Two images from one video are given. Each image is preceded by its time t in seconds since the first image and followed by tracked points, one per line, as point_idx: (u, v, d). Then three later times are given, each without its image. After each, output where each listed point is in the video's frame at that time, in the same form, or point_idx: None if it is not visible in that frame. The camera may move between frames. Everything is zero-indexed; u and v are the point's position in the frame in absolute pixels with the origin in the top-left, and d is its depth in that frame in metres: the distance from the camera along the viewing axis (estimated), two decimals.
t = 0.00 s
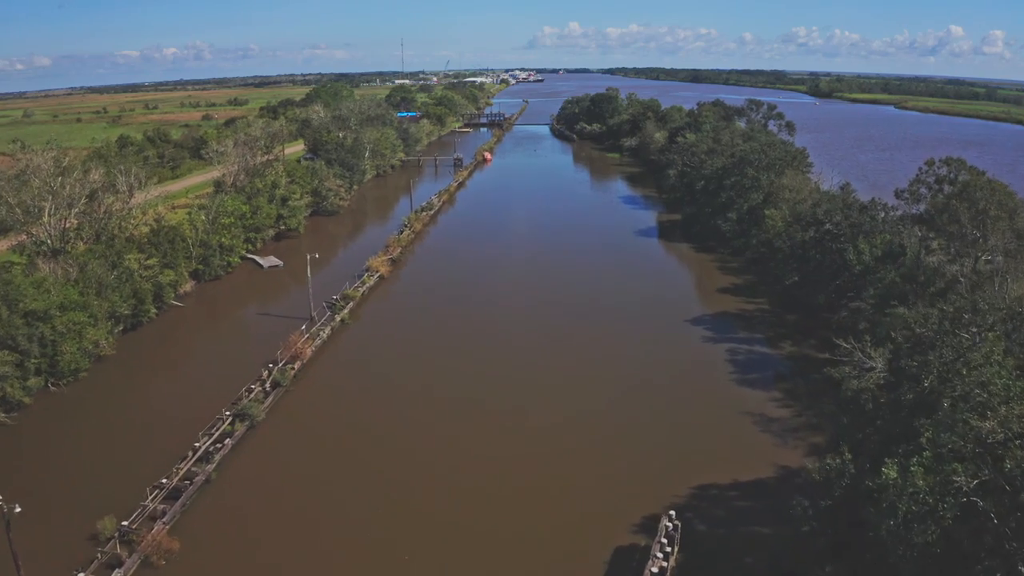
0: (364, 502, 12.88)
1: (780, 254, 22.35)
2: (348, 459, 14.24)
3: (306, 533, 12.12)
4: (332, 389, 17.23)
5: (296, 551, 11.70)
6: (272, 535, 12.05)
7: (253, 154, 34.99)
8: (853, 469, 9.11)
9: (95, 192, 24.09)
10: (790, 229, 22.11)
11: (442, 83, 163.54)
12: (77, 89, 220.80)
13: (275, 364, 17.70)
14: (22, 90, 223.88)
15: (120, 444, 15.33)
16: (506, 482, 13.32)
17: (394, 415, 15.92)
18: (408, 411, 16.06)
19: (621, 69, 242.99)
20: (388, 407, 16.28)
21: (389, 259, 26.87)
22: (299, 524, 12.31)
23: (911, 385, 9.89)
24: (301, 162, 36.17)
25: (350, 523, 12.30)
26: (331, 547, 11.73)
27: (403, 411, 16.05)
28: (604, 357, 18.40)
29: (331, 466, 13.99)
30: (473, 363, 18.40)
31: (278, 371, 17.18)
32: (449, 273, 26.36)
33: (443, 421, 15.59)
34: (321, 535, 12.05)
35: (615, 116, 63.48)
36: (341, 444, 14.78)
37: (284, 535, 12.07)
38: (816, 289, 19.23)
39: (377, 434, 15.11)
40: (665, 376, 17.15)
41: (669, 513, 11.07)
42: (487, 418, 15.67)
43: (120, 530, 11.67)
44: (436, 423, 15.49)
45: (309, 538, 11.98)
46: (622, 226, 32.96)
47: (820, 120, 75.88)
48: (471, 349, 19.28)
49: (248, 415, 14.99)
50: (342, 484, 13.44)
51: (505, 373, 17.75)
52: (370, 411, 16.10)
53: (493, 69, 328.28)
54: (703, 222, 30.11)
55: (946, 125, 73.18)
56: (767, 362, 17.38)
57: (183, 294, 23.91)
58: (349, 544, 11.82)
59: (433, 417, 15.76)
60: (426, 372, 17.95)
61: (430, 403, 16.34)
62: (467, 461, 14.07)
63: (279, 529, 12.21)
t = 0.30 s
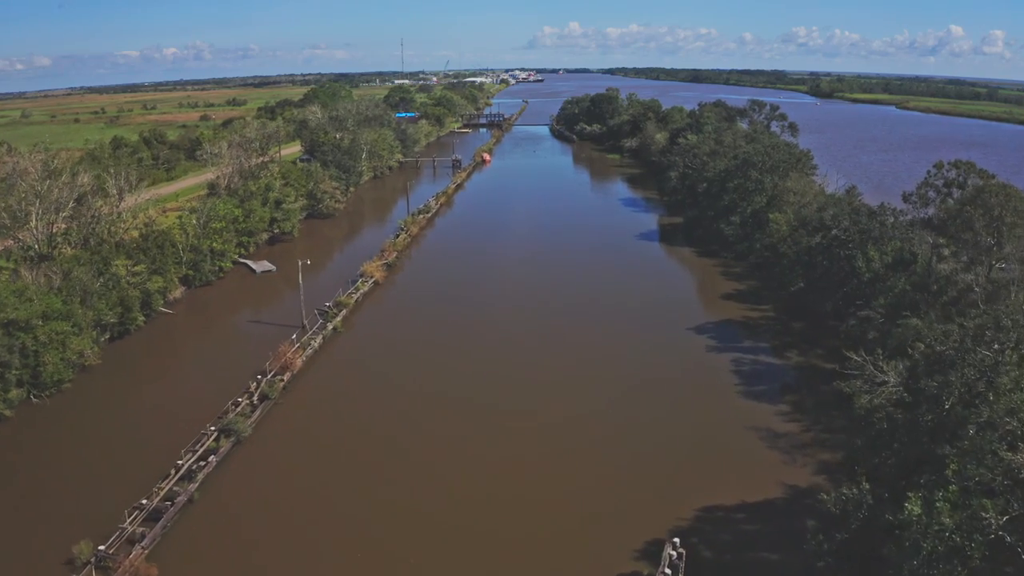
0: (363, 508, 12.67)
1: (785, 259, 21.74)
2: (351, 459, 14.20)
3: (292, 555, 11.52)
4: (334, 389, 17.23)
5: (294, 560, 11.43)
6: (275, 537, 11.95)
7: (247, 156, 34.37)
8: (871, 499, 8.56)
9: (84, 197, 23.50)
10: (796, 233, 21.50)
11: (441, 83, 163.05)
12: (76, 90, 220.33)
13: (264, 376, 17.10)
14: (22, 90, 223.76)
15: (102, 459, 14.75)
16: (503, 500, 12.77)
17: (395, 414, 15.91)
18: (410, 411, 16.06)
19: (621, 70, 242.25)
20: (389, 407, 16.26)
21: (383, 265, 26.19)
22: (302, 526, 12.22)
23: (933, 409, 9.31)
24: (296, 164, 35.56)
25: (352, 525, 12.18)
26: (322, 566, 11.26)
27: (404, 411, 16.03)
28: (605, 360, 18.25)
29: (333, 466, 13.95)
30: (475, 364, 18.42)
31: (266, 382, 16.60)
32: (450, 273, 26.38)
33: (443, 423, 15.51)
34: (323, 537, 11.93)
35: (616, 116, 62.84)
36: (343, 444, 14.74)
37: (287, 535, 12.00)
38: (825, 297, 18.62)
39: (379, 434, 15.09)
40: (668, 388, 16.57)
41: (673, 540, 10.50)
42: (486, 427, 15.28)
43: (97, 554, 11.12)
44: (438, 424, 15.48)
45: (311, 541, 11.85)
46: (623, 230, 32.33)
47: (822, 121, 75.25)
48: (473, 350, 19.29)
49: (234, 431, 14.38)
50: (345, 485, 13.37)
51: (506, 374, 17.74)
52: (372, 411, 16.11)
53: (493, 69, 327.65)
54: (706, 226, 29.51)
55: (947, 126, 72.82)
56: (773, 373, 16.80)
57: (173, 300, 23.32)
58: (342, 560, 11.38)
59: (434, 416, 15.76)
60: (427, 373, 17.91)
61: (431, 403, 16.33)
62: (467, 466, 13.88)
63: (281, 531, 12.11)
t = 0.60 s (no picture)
0: (364, 509, 12.59)
1: (789, 265, 21.17)
2: (351, 458, 14.20)
3: None
4: (332, 392, 17.04)
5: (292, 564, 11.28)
6: (277, 537, 11.91)
7: (241, 158, 33.78)
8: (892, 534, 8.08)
9: (71, 201, 22.91)
10: (801, 238, 20.94)
11: (441, 83, 162.45)
12: (75, 90, 219.78)
13: (252, 388, 16.51)
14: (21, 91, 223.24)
15: (82, 475, 14.17)
16: (499, 518, 12.28)
17: (395, 413, 15.93)
18: (410, 409, 16.09)
19: (621, 70, 241.56)
20: (389, 406, 16.27)
21: (378, 271, 25.54)
22: (303, 526, 12.16)
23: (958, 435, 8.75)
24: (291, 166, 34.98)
25: (354, 525, 12.15)
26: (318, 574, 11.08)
27: (404, 410, 16.06)
28: (606, 366, 17.89)
29: (327, 478, 13.54)
30: (476, 362, 18.44)
31: (255, 395, 16.04)
32: (450, 272, 26.39)
33: (443, 422, 15.48)
34: (324, 537, 11.87)
35: (616, 117, 62.27)
36: (344, 444, 14.75)
37: (288, 535, 11.95)
38: (832, 305, 18.07)
39: (375, 443, 14.70)
40: (671, 401, 16.00)
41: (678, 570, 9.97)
42: (483, 432, 15.09)
43: None
44: (438, 423, 15.48)
45: (312, 541, 11.80)
46: (623, 232, 31.74)
47: (824, 121, 74.68)
48: (473, 349, 19.33)
49: (218, 448, 13.81)
50: (347, 484, 13.36)
51: (506, 374, 17.75)
52: (370, 414, 15.92)
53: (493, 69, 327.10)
54: (708, 229, 28.94)
55: (948, 126, 72.35)
56: (779, 385, 16.24)
57: (162, 307, 22.73)
58: None
59: (434, 415, 15.77)
60: (427, 372, 17.94)
61: (428, 411, 15.93)
62: (467, 467, 13.78)
63: (283, 530, 12.09)
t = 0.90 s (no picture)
0: (365, 509, 12.64)
1: (794, 272, 20.55)
2: (351, 458, 14.27)
3: None
4: (323, 404, 16.51)
5: (293, 566, 11.31)
6: (277, 537, 11.96)
7: (234, 160, 33.17)
8: None
9: (57, 205, 22.31)
10: (807, 244, 20.36)
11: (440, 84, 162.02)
12: (74, 90, 219.32)
13: (238, 402, 15.92)
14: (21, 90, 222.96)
15: (60, 493, 13.57)
16: (495, 540, 11.77)
17: (395, 413, 16.00)
18: (411, 409, 16.18)
19: (621, 70, 241.16)
20: (390, 406, 16.34)
21: (372, 277, 24.87)
22: (291, 550, 11.65)
23: (985, 465, 8.26)
24: (286, 168, 34.38)
25: (354, 525, 12.21)
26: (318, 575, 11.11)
27: (405, 410, 16.14)
28: (604, 378, 17.34)
29: (318, 497, 13.00)
30: (473, 369, 18.11)
31: (240, 409, 15.46)
32: (447, 278, 25.83)
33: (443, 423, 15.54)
34: (324, 538, 11.92)
35: (616, 117, 61.69)
36: (345, 444, 14.81)
37: (278, 560, 11.44)
38: (841, 314, 17.46)
39: (368, 460, 14.15)
40: (673, 416, 15.39)
41: None
42: (483, 434, 15.09)
43: None
44: (438, 423, 15.55)
45: (313, 542, 11.84)
46: (623, 235, 31.11)
47: (825, 121, 74.11)
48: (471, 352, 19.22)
49: (200, 467, 13.26)
50: (347, 484, 13.41)
51: (506, 374, 17.81)
52: (362, 428, 15.38)
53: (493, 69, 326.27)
54: (710, 233, 28.35)
55: (950, 126, 71.94)
56: (785, 398, 15.66)
57: (150, 313, 22.15)
58: None
59: (428, 430, 15.24)
60: (427, 373, 18.00)
61: (422, 427, 15.38)
62: (467, 469, 13.81)
63: (283, 530, 12.14)
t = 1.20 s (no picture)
0: (358, 523, 12.23)
1: (800, 279, 19.95)
2: (351, 457, 14.23)
3: None
4: (313, 417, 15.93)
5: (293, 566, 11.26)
6: (277, 537, 11.89)
7: (227, 161, 32.54)
8: None
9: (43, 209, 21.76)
10: (813, 250, 19.75)
11: (439, 83, 161.43)
12: (73, 90, 218.68)
13: (223, 417, 15.31)
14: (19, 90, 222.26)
15: (34, 511, 12.94)
16: (491, 566, 11.18)
17: (394, 413, 15.97)
18: (410, 408, 16.14)
19: (620, 70, 240.64)
20: (389, 406, 16.29)
21: (365, 283, 24.26)
22: None
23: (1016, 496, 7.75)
24: (279, 170, 33.78)
25: (354, 525, 12.17)
26: None
27: (404, 409, 16.11)
28: (604, 389, 16.75)
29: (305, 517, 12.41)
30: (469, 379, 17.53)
31: (226, 424, 14.85)
32: (444, 282, 25.26)
33: (442, 422, 15.50)
34: (324, 538, 11.88)
35: (616, 117, 61.14)
36: (344, 444, 14.76)
37: None
38: (849, 324, 16.87)
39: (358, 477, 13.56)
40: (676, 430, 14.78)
41: None
42: (479, 449, 14.49)
43: None
44: (438, 422, 15.51)
45: (300, 566, 11.27)
46: (624, 238, 30.50)
47: (826, 121, 73.67)
48: (468, 360, 18.64)
49: (181, 487, 12.66)
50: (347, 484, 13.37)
51: (505, 374, 17.76)
52: (352, 442, 14.79)
53: (494, 69, 325.40)
54: (712, 237, 27.74)
55: (951, 126, 71.56)
56: (792, 412, 15.07)
57: (137, 321, 21.54)
58: None
59: (422, 444, 14.65)
60: (427, 372, 17.94)
61: (415, 441, 14.79)
62: (467, 469, 13.76)
63: (283, 531, 12.08)
